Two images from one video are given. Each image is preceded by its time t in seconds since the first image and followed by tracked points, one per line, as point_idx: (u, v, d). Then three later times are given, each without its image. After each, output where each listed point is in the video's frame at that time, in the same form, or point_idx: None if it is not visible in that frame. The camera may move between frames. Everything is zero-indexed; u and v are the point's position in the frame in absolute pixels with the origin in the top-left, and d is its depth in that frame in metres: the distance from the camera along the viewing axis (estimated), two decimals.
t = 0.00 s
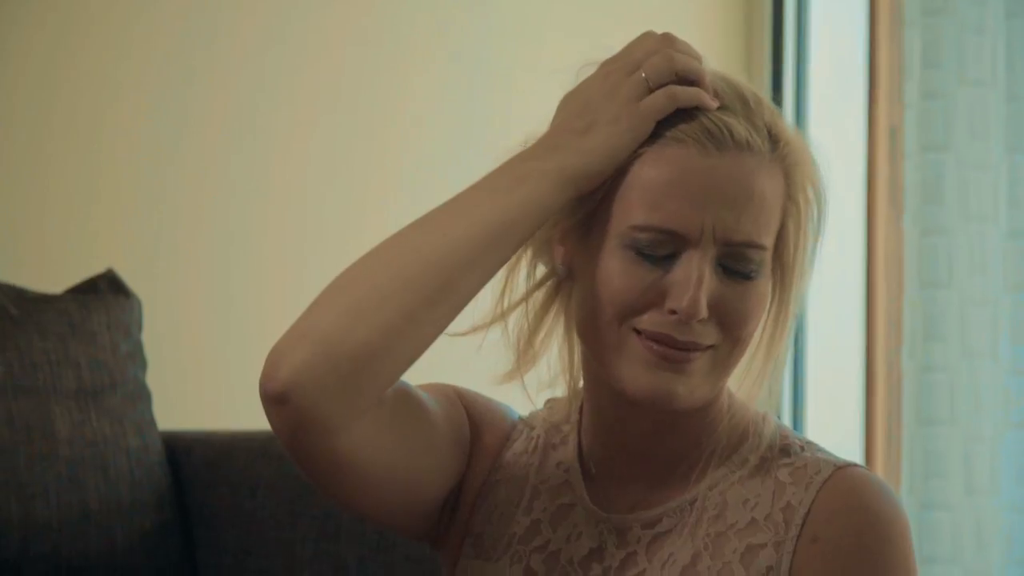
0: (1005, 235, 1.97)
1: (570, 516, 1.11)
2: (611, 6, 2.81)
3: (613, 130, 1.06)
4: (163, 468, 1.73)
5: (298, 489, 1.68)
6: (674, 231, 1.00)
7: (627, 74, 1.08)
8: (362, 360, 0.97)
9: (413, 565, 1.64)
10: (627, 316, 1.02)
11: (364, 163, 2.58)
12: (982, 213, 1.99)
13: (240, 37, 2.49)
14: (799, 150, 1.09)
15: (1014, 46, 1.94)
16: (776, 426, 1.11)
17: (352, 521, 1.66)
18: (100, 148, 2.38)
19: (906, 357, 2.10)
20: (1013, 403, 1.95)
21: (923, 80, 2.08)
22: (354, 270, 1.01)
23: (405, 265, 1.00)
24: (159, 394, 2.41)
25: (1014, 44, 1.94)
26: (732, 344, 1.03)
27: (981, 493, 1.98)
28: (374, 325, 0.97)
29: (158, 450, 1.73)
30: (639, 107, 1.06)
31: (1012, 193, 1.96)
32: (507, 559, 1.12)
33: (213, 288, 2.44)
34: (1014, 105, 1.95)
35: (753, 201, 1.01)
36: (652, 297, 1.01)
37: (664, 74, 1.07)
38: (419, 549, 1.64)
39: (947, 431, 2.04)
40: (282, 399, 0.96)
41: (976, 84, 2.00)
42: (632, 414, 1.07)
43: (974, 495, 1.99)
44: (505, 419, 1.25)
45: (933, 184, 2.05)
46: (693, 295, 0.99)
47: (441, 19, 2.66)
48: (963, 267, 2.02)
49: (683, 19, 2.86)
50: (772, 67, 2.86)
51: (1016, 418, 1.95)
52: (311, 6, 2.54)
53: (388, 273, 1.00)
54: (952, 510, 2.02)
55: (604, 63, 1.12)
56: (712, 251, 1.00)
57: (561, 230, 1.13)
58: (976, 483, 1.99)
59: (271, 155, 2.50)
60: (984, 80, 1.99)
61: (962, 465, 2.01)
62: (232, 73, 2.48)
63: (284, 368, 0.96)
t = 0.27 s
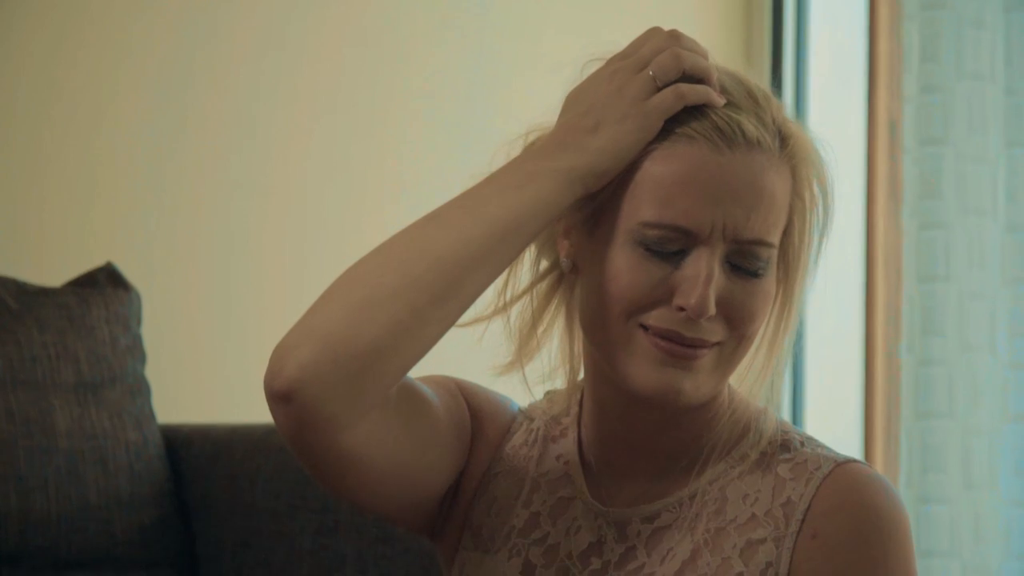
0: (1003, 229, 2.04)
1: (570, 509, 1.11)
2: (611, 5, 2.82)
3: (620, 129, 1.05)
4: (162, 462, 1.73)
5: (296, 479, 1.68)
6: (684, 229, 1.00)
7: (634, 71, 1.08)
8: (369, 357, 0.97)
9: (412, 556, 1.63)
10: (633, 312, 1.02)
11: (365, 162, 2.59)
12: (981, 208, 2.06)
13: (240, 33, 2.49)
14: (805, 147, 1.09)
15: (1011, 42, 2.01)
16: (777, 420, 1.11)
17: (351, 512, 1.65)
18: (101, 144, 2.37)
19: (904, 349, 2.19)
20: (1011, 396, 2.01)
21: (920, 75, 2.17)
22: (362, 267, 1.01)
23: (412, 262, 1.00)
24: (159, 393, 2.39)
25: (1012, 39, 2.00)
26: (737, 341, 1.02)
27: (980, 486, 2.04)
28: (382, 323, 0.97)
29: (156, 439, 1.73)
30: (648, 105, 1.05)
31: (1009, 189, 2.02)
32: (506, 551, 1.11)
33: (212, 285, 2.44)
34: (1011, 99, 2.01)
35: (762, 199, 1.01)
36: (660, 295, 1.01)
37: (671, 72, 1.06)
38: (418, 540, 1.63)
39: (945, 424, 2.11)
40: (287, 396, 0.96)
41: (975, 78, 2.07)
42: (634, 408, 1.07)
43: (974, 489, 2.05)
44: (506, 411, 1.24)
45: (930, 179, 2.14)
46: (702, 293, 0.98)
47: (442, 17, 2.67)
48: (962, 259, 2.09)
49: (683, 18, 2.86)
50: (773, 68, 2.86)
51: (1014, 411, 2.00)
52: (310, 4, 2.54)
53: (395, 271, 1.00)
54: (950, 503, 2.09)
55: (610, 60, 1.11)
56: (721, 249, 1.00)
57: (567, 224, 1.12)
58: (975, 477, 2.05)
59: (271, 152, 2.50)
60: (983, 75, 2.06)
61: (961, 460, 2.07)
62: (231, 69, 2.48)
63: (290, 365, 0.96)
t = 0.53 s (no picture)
0: (1001, 223, 2.08)
1: (569, 503, 1.11)
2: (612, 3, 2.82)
3: (626, 129, 1.05)
4: (162, 456, 1.72)
5: (295, 472, 1.68)
6: (691, 225, 1.00)
7: (639, 70, 1.07)
8: (376, 355, 0.97)
9: (412, 550, 1.63)
10: (639, 308, 1.02)
11: (363, 156, 2.59)
12: (979, 202, 2.10)
13: (241, 30, 2.48)
14: (810, 143, 1.09)
15: (1010, 38, 2.06)
16: (776, 416, 1.11)
17: (351, 506, 1.65)
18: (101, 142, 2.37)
19: (902, 344, 2.19)
20: (1009, 387, 2.07)
21: (920, 68, 2.17)
22: (365, 264, 1.01)
23: (417, 260, 1.00)
24: (158, 388, 2.39)
25: (1010, 34, 2.06)
26: (742, 337, 1.02)
27: (977, 479, 2.08)
28: (387, 320, 0.97)
29: (155, 432, 1.72)
30: (654, 104, 1.04)
31: (1007, 184, 2.07)
32: (504, 545, 1.11)
33: (206, 280, 2.43)
34: (1009, 93, 2.06)
35: (769, 196, 1.01)
36: (666, 290, 1.01)
37: (676, 71, 1.06)
38: (418, 534, 1.63)
39: (942, 418, 2.13)
40: (292, 394, 0.97)
41: (974, 72, 2.10)
42: (636, 403, 1.07)
43: (971, 482, 2.09)
44: (503, 402, 1.23)
45: (929, 174, 2.15)
46: (708, 290, 0.98)
47: (442, 14, 2.67)
48: (961, 253, 2.12)
49: (685, 15, 2.85)
50: (772, 67, 2.85)
51: (1011, 404, 2.07)
52: None
53: (400, 269, 0.99)
54: (946, 497, 2.11)
55: (613, 58, 1.10)
56: (728, 246, 1.00)
57: (571, 219, 1.12)
58: (973, 470, 2.09)
59: (271, 149, 2.50)
60: (981, 68, 2.09)
61: (958, 454, 2.11)
62: (231, 65, 2.47)
63: (295, 361, 0.97)
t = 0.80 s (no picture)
0: (998, 218, 2.08)
1: (566, 498, 1.11)
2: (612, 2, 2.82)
3: (630, 129, 1.04)
4: (158, 451, 1.72)
5: (293, 467, 1.68)
6: (698, 222, 1.00)
7: (642, 69, 1.06)
8: (380, 352, 0.97)
9: (410, 544, 1.63)
10: (643, 304, 1.02)
11: (362, 153, 2.59)
12: (975, 196, 2.09)
13: (239, 26, 2.48)
14: (814, 140, 1.09)
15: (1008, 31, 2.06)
16: (775, 411, 1.10)
17: (349, 501, 1.65)
18: (101, 138, 2.36)
19: (899, 339, 2.19)
20: (1006, 382, 2.07)
21: (916, 62, 2.17)
22: (366, 263, 1.01)
23: (420, 257, 1.00)
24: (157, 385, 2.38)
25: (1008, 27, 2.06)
26: (745, 335, 1.03)
27: (973, 476, 2.08)
28: (390, 319, 0.97)
29: (152, 426, 1.73)
30: (658, 104, 1.04)
31: (1003, 178, 2.07)
32: (501, 539, 1.11)
33: (206, 275, 2.43)
34: (1006, 88, 2.07)
35: (776, 195, 1.01)
36: (671, 287, 1.01)
37: (680, 71, 1.05)
38: (416, 528, 1.63)
39: (937, 414, 2.13)
40: (296, 391, 0.97)
41: (969, 67, 2.10)
42: (636, 398, 1.07)
43: (966, 478, 2.09)
44: (502, 395, 1.23)
45: (926, 169, 2.15)
46: (714, 287, 0.98)
47: (442, 12, 2.67)
48: (957, 248, 2.11)
49: (685, 14, 2.85)
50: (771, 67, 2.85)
51: (1006, 400, 2.07)
52: None
53: (403, 267, 0.99)
54: (943, 493, 2.11)
55: (616, 56, 1.09)
56: (734, 243, 1.00)
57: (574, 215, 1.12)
58: (968, 466, 2.09)
59: (271, 146, 2.50)
60: (977, 62, 2.09)
61: (953, 450, 2.11)
62: (230, 62, 2.47)
63: (298, 358, 0.97)
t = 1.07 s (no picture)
0: (994, 212, 2.02)
1: (562, 492, 1.11)
2: None
3: (631, 127, 1.04)
4: (155, 443, 1.72)
5: (290, 459, 1.67)
6: (701, 218, 1.00)
7: (643, 68, 1.05)
8: (382, 350, 0.97)
9: (404, 538, 1.61)
10: (645, 299, 1.02)
11: (360, 149, 2.59)
12: (971, 191, 2.04)
13: (238, 19, 2.47)
14: (816, 136, 1.09)
15: (1003, 26, 2.00)
16: (771, 406, 1.11)
17: (344, 492, 1.64)
18: (100, 135, 2.35)
19: (895, 334, 2.13)
20: (1003, 377, 1.99)
21: (913, 57, 2.13)
22: (367, 259, 1.00)
23: (420, 253, 1.00)
24: (154, 380, 2.38)
25: (1003, 23, 2.00)
26: (745, 330, 1.03)
27: (968, 469, 2.01)
28: (391, 315, 0.97)
29: (149, 419, 1.72)
30: (660, 103, 1.03)
31: (999, 172, 2.02)
32: (497, 533, 1.11)
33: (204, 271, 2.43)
34: (1002, 82, 2.01)
35: (780, 191, 1.01)
36: (673, 282, 1.01)
37: (680, 69, 1.04)
38: (411, 522, 1.61)
39: (932, 408, 2.07)
40: (295, 387, 0.96)
41: (965, 62, 2.05)
42: (636, 393, 1.07)
43: (961, 472, 2.02)
44: (498, 387, 1.23)
45: (921, 164, 2.10)
46: (716, 283, 0.99)
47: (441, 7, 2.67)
48: (952, 243, 2.06)
49: (683, 9, 2.85)
50: (769, 63, 2.84)
51: (1002, 395, 1.99)
52: None
53: (404, 264, 0.99)
54: (936, 486, 2.05)
55: (616, 54, 1.08)
56: (737, 239, 1.00)
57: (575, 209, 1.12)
58: (963, 461, 2.02)
59: (270, 140, 2.50)
60: (973, 58, 2.04)
61: (949, 443, 2.04)
62: (230, 56, 2.47)
63: (298, 355, 0.96)
